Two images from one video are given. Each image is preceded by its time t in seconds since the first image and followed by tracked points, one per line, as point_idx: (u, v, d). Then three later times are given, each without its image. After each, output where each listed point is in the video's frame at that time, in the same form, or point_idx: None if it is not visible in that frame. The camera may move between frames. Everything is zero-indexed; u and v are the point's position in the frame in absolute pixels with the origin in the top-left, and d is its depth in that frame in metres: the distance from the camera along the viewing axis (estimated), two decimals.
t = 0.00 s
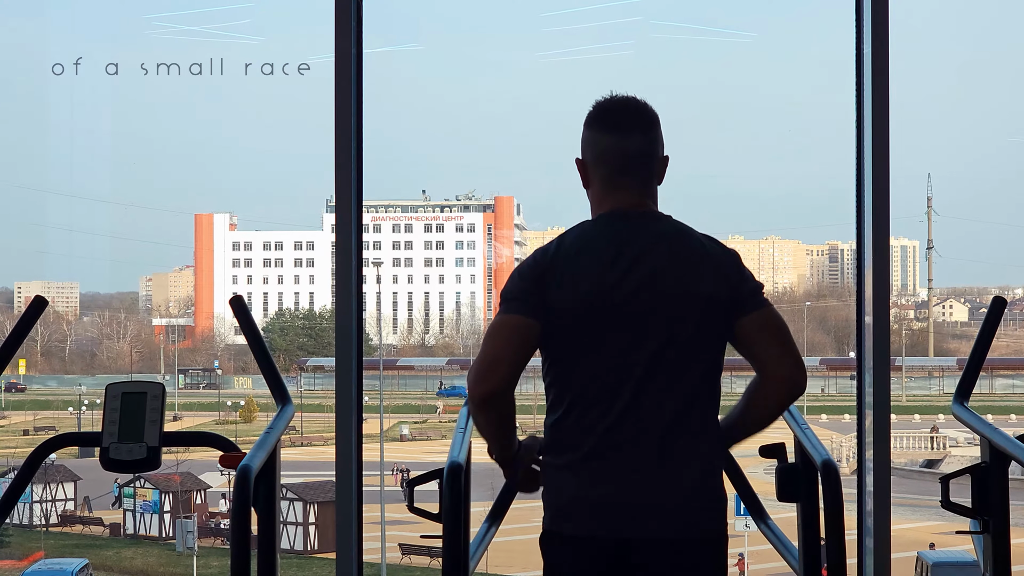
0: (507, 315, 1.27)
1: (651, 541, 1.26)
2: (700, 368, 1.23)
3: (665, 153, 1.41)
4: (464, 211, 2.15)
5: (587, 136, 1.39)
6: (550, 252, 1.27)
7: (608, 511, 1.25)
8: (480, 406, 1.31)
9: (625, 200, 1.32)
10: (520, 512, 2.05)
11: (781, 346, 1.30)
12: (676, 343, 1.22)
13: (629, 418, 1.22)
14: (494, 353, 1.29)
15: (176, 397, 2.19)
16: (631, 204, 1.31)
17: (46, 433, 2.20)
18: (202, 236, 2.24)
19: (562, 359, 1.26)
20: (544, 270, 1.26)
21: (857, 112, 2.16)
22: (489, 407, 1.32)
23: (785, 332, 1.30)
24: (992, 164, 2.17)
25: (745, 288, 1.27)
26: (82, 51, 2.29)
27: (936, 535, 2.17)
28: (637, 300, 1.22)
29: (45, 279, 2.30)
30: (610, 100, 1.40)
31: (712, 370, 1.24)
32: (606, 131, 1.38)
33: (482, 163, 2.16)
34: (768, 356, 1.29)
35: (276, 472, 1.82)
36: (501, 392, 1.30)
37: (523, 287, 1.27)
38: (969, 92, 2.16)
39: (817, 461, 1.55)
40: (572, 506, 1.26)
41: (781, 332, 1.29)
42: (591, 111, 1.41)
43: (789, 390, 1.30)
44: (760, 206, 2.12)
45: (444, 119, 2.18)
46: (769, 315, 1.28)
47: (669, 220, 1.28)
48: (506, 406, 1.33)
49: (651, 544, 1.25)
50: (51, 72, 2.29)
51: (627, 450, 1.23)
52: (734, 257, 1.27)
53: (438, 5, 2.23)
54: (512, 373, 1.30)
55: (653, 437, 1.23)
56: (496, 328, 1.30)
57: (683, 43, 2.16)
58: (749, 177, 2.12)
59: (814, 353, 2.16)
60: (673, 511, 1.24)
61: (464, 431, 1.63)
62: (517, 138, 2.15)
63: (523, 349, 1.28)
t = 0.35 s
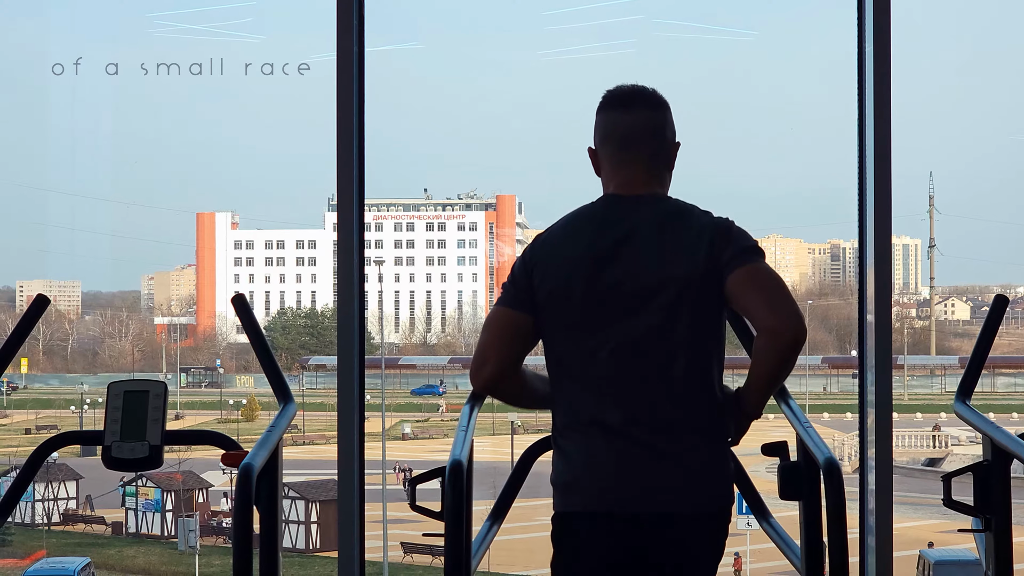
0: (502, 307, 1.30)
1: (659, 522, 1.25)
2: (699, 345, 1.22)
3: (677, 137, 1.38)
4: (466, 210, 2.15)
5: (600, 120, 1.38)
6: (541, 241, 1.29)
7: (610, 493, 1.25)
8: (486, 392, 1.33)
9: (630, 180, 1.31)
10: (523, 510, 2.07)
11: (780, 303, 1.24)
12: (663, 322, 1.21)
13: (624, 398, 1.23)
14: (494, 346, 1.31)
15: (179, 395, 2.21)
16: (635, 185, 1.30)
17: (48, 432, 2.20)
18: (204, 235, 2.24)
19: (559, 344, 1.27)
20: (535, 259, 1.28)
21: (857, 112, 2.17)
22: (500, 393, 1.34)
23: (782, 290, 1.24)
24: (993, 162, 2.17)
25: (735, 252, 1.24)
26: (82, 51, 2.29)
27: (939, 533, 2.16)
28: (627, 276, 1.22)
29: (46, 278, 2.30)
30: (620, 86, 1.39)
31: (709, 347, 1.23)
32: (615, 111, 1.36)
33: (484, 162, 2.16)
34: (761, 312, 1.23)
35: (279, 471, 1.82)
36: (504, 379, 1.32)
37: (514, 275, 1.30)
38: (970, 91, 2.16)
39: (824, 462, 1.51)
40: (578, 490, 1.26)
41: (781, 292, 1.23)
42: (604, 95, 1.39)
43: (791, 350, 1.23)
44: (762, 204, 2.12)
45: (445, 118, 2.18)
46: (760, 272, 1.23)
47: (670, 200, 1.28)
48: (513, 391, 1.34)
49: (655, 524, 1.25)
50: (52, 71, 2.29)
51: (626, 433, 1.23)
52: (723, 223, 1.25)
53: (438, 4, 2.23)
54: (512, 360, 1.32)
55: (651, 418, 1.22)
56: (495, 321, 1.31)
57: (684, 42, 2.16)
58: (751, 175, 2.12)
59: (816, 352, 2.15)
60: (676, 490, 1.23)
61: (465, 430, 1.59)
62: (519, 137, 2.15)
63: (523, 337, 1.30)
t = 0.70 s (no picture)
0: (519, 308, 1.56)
1: (657, 509, 1.54)
2: (704, 356, 1.49)
3: (694, 158, 1.70)
4: (468, 207, 2.15)
5: (620, 137, 1.74)
6: (566, 252, 1.54)
7: (615, 482, 1.54)
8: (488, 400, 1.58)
9: (651, 189, 1.63)
10: (522, 507, 2.05)
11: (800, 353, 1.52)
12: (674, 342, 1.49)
13: (632, 394, 1.50)
14: (506, 348, 1.57)
15: (181, 392, 2.19)
16: (656, 194, 1.62)
17: (51, 429, 2.18)
18: (205, 232, 2.23)
19: (581, 347, 1.51)
20: (559, 267, 1.54)
21: (858, 110, 2.17)
22: (501, 398, 1.58)
23: (802, 338, 1.52)
24: (994, 160, 2.16)
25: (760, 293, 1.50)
26: (82, 52, 2.29)
27: (941, 530, 2.16)
28: (641, 294, 1.49)
29: (49, 275, 2.30)
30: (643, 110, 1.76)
31: (711, 358, 1.49)
32: (639, 134, 1.72)
33: (486, 159, 2.16)
34: (787, 363, 1.50)
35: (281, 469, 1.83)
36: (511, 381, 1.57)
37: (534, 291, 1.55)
38: (972, 88, 2.14)
39: (822, 458, 1.57)
40: (584, 469, 1.55)
41: (798, 337, 1.51)
42: (621, 117, 1.77)
43: (810, 390, 1.49)
44: (764, 201, 2.12)
45: (446, 116, 2.18)
46: (789, 322, 1.51)
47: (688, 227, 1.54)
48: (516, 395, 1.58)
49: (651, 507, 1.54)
50: (53, 69, 2.29)
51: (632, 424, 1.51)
52: (751, 260, 1.51)
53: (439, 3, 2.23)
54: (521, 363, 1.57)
55: (655, 413, 1.50)
56: (506, 327, 1.57)
57: (685, 41, 2.17)
58: (751, 173, 2.13)
59: (818, 349, 2.18)
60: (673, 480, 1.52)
61: (468, 428, 1.66)
62: (522, 135, 2.15)
63: (531, 343, 1.56)
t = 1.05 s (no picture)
0: (536, 268, 1.37)
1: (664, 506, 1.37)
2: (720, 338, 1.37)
3: (685, 137, 1.53)
4: (470, 205, 2.14)
5: (611, 117, 1.52)
6: (578, 221, 1.39)
7: (625, 474, 1.36)
8: (504, 356, 1.39)
9: (646, 177, 1.44)
10: (524, 505, 2.05)
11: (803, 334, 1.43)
12: (694, 319, 1.35)
13: (647, 384, 1.35)
14: (524, 304, 1.37)
15: (182, 391, 2.16)
16: (652, 180, 1.43)
17: (52, 427, 2.18)
18: (207, 230, 2.22)
19: (591, 329, 1.37)
20: (572, 237, 1.38)
21: (860, 107, 2.17)
22: (518, 354, 1.39)
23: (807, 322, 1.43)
24: (995, 157, 2.16)
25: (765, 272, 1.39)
26: (83, 50, 2.29)
27: (945, 528, 2.15)
28: (661, 270, 1.35)
29: (50, 274, 2.30)
30: (632, 86, 1.53)
31: (727, 343, 1.37)
32: (628, 110, 1.51)
33: (488, 157, 2.16)
34: (791, 348, 1.43)
35: (284, 467, 1.84)
36: (530, 340, 1.38)
37: (549, 253, 1.38)
38: (973, 86, 2.15)
39: (825, 455, 1.55)
40: (590, 472, 1.38)
41: (804, 322, 1.43)
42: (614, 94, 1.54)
43: (806, 373, 1.43)
44: (767, 199, 2.10)
45: (447, 114, 2.18)
46: (795, 305, 1.42)
47: (695, 203, 1.42)
48: (532, 353, 1.39)
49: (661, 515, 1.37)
50: (54, 67, 2.29)
51: (650, 417, 1.35)
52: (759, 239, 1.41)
53: None
54: (541, 322, 1.38)
55: (671, 404, 1.35)
56: (525, 280, 1.39)
57: (687, 37, 2.16)
58: (753, 170, 2.11)
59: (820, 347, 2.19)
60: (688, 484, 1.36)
61: (469, 425, 1.65)
62: (523, 133, 2.16)
63: (553, 298, 1.37)
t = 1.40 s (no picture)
0: (520, 303, 1.34)
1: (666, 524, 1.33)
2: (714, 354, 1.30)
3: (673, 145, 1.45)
4: (471, 202, 2.15)
5: (596, 124, 1.44)
6: (563, 241, 1.34)
7: (622, 495, 1.33)
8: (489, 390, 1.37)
9: (634, 189, 1.37)
10: (524, 504, 2.04)
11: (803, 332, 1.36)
12: (688, 332, 1.29)
13: (639, 408, 1.30)
14: (508, 338, 1.35)
15: (183, 388, 2.17)
16: (641, 193, 1.36)
17: (54, 425, 2.19)
18: (208, 228, 2.23)
19: (581, 354, 1.33)
20: (553, 261, 1.33)
21: (861, 104, 2.17)
22: (500, 391, 1.38)
23: (806, 318, 1.36)
24: (994, 153, 2.17)
25: (755, 271, 1.33)
26: (83, 46, 2.29)
27: (944, 525, 2.16)
28: (651, 285, 1.29)
29: (51, 271, 2.30)
30: (618, 90, 1.44)
31: (722, 357, 1.31)
32: (615, 119, 1.42)
33: (489, 154, 2.16)
34: (793, 349, 1.35)
35: (285, 464, 1.84)
36: (512, 377, 1.37)
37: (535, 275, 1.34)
38: (973, 82, 2.16)
39: (825, 452, 1.55)
40: (591, 499, 1.34)
41: (801, 317, 1.35)
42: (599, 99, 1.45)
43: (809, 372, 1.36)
44: (767, 196, 2.11)
45: (447, 111, 2.18)
46: (790, 302, 1.35)
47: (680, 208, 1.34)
48: (513, 389, 1.38)
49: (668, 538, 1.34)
50: (54, 65, 2.29)
51: (647, 442, 1.31)
52: (748, 242, 1.34)
53: None
54: (523, 356, 1.36)
55: (665, 426, 1.30)
56: (507, 313, 1.36)
57: (687, 34, 2.16)
58: (754, 168, 2.12)
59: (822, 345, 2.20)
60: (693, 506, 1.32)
61: (470, 422, 1.65)
62: (524, 131, 2.15)
63: (535, 333, 1.35)
